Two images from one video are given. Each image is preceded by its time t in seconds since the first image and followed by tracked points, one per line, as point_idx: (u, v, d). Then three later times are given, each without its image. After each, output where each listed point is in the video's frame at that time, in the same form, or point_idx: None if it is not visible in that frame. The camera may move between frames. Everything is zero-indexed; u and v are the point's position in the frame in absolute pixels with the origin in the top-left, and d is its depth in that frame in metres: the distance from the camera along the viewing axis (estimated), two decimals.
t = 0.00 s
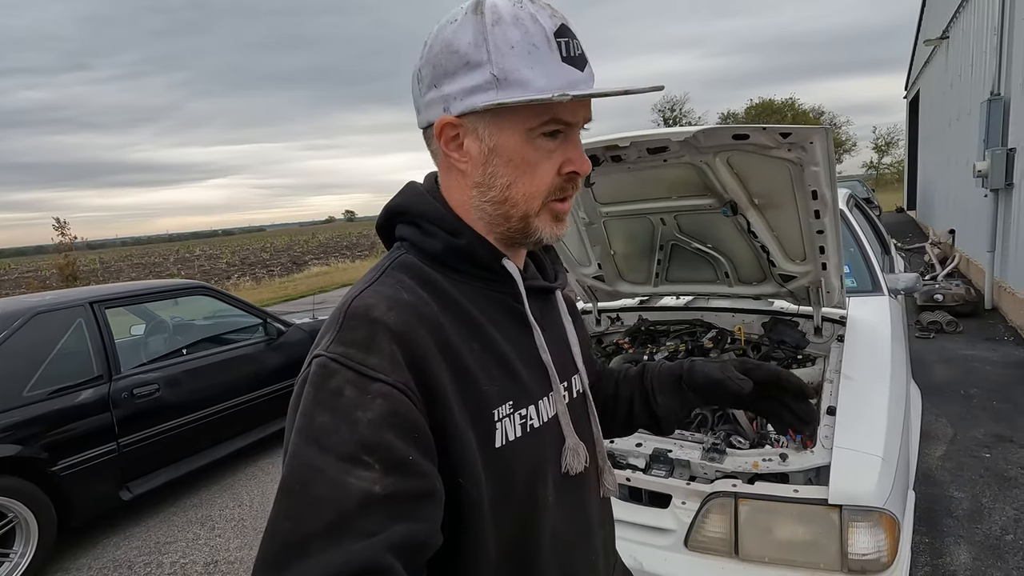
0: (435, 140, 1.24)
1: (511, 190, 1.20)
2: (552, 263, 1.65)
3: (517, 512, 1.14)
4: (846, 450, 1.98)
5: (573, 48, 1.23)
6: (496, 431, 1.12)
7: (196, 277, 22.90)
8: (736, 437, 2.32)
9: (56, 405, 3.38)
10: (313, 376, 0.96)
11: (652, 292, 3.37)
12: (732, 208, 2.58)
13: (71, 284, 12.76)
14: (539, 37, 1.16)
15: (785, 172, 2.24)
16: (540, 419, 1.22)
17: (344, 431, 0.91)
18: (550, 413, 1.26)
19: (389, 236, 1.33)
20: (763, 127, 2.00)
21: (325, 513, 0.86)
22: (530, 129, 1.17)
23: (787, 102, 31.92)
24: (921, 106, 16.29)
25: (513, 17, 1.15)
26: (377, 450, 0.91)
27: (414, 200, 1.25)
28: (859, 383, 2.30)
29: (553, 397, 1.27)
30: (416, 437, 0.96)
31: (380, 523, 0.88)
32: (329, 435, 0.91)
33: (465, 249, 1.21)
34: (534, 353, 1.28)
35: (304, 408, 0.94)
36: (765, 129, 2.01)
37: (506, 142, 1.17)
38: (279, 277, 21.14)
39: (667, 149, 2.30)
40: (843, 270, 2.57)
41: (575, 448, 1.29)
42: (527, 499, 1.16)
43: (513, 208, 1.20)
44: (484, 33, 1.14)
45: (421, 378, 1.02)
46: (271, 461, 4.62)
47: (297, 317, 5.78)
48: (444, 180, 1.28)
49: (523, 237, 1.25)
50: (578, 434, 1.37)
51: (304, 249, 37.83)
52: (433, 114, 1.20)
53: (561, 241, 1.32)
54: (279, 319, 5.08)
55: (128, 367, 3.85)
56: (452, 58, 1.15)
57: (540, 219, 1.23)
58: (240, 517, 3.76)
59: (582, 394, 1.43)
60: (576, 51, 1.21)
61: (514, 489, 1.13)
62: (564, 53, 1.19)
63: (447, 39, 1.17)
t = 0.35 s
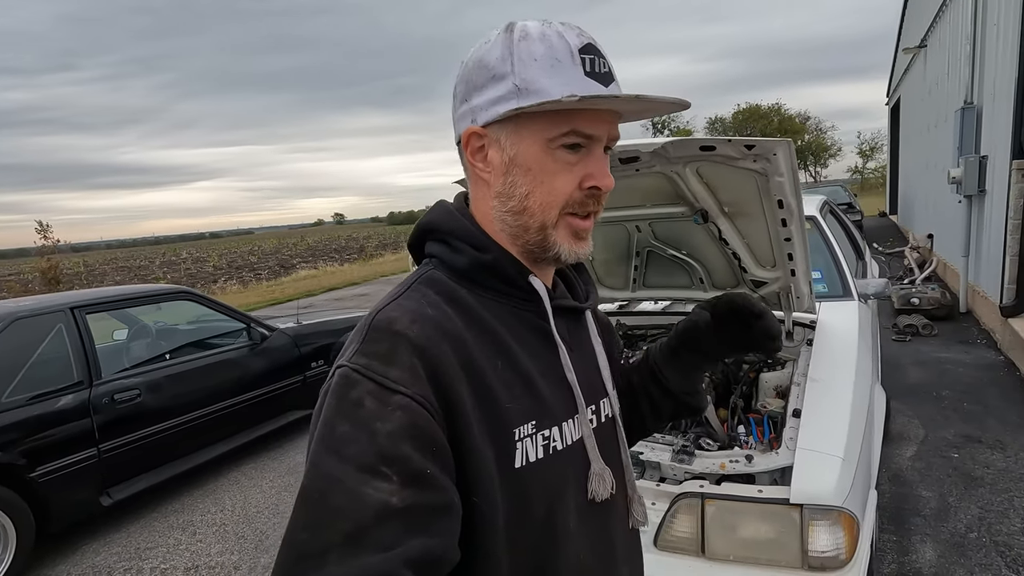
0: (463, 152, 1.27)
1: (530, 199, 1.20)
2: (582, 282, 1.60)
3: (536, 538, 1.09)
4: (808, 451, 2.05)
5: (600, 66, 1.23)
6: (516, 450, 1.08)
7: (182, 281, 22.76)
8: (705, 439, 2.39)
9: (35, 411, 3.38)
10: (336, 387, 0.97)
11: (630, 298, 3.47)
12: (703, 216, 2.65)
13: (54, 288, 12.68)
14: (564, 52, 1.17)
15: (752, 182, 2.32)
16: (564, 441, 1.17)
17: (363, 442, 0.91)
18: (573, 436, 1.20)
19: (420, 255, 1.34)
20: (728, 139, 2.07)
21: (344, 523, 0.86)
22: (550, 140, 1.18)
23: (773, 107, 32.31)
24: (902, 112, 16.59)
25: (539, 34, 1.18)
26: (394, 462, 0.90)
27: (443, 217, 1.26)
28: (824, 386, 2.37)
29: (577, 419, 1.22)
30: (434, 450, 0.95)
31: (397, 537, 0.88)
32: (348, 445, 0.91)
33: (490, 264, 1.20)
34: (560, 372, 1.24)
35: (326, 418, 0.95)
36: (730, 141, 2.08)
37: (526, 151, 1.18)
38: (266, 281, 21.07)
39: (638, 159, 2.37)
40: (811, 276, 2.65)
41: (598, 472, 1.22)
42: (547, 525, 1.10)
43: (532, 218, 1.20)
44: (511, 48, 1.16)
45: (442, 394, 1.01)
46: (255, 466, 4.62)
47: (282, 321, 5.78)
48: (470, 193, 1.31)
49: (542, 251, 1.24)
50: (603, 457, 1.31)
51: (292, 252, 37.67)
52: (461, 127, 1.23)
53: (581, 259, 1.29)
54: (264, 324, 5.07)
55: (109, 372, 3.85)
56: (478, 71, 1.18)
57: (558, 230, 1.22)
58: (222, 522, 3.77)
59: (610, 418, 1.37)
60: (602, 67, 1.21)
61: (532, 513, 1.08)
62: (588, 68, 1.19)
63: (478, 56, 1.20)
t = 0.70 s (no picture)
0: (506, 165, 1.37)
1: (546, 200, 1.22)
2: (638, 292, 1.58)
3: (581, 541, 1.06)
4: (768, 451, 2.13)
5: (600, 54, 1.16)
6: (559, 448, 1.06)
7: (169, 283, 22.62)
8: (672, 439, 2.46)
9: (14, 416, 3.40)
10: (387, 374, 0.99)
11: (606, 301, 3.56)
12: (672, 223, 2.73)
13: (37, 291, 12.61)
14: (555, 52, 1.14)
15: (717, 190, 2.39)
16: (610, 443, 1.14)
17: (409, 427, 0.93)
18: (621, 440, 1.17)
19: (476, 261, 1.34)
20: (691, 150, 2.16)
21: (392, 504, 0.89)
22: (549, 138, 1.20)
23: (760, 112, 32.68)
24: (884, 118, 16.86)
25: (536, 42, 1.17)
26: (439, 447, 0.92)
27: (497, 219, 1.25)
28: (787, 388, 2.45)
29: (625, 422, 1.19)
30: (478, 440, 0.96)
31: (441, 520, 0.90)
32: (397, 429, 0.93)
33: (540, 264, 1.19)
34: (609, 374, 1.21)
35: (377, 403, 0.98)
36: (693, 152, 2.17)
37: (535, 152, 1.22)
38: (254, 283, 20.99)
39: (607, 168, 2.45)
40: (778, 281, 2.75)
41: (647, 477, 1.18)
42: (589, 529, 1.07)
43: (549, 217, 1.22)
44: (509, 64, 1.18)
45: (489, 388, 1.01)
46: (238, 469, 4.64)
47: (266, 324, 5.79)
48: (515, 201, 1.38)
49: (566, 249, 1.23)
50: (652, 462, 1.27)
51: (281, 254, 37.51)
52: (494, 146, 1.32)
53: (610, 254, 1.25)
54: (247, 328, 5.07)
55: (90, 376, 3.87)
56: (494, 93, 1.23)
57: (575, 226, 1.21)
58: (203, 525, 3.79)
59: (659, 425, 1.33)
60: (598, 55, 1.15)
61: (576, 513, 1.06)
62: (580, 61, 1.14)
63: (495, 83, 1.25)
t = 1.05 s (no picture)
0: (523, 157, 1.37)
1: (565, 184, 1.22)
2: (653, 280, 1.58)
3: (596, 521, 1.07)
4: (735, 443, 2.21)
5: (615, 40, 1.17)
6: (575, 429, 1.06)
7: (158, 284, 22.49)
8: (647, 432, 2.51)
9: None
10: (409, 353, 1.01)
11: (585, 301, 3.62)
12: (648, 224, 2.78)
13: (24, 290, 12.52)
14: (571, 40, 1.15)
15: (689, 191, 2.47)
16: (626, 425, 1.15)
17: (429, 403, 0.95)
18: (636, 422, 1.17)
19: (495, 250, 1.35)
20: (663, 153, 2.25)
21: (411, 478, 0.91)
22: (566, 122, 1.21)
23: (750, 116, 32.94)
24: (871, 122, 17.04)
25: (550, 33, 1.19)
26: (458, 424, 0.93)
27: (513, 205, 1.26)
28: (758, 383, 2.54)
29: (640, 405, 1.19)
30: (497, 417, 0.96)
31: (460, 494, 0.91)
32: (418, 406, 0.95)
33: (556, 251, 1.18)
34: (625, 358, 1.21)
35: (399, 381, 1.00)
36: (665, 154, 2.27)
37: (553, 138, 1.22)
38: (244, 284, 20.92)
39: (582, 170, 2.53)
40: (751, 280, 2.84)
41: (661, 460, 1.19)
42: (604, 509, 1.08)
43: (567, 202, 1.21)
44: (525, 54, 1.19)
45: (508, 368, 1.01)
46: (225, 467, 4.67)
47: (254, 323, 5.80)
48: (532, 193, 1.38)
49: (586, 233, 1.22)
50: (665, 447, 1.27)
51: (272, 255, 37.36)
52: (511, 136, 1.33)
53: (627, 238, 1.25)
54: (235, 327, 5.10)
55: (77, 374, 3.90)
56: (511, 84, 1.24)
57: (595, 210, 1.21)
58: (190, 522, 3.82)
59: (673, 411, 1.33)
60: (613, 40, 1.15)
61: (593, 493, 1.06)
62: (595, 47, 1.14)
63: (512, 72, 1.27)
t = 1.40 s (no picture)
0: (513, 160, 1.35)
1: (555, 190, 1.21)
2: (636, 282, 1.54)
3: (588, 524, 1.09)
4: (707, 434, 2.33)
5: (605, 47, 1.17)
6: (567, 433, 1.08)
7: (151, 286, 22.45)
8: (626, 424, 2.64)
9: None
10: (402, 360, 1.01)
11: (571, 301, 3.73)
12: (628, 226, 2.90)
13: (17, 291, 12.52)
14: (562, 47, 1.15)
15: (666, 196, 2.60)
16: (615, 429, 1.17)
17: (423, 412, 0.95)
18: (625, 425, 1.19)
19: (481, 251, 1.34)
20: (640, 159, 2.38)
21: (405, 486, 0.91)
22: (558, 127, 1.19)
23: (742, 120, 33.24)
24: (860, 126, 17.28)
25: (540, 37, 1.18)
26: (453, 432, 0.94)
27: (503, 210, 1.25)
28: (732, 378, 2.65)
29: (628, 408, 1.20)
30: (492, 424, 0.97)
31: (455, 502, 0.92)
32: (412, 415, 0.95)
33: (546, 256, 1.18)
34: (613, 362, 1.22)
35: (392, 388, 1.00)
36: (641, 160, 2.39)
37: (544, 144, 1.21)
38: (238, 286, 20.93)
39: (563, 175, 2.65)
40: (729, 281, 2.96)
41: (649, 460, 1.22)
42: (596, 513, 1.10)
43: (557, 208, 1.20)
44: (516, 58, 1.18)
45: (501, 375, 1.02)
46: (218, 464, 4.75)
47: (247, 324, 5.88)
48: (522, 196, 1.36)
49: (576, 239, 1.22)
50: (654, 446, 1.30)
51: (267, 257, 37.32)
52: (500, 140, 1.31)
53: (617, 244, 1.23)
54: (229, 327, 5.18)
55: (74, 372, 3.98)
56: (501, 88, 1.23)
57: (585, 216, 1.20)
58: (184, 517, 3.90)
59: (659, 412, 1.35)
60: (605, 47, 1.15)
61: (585, 496, 1.08)
62: (586, 55, 1.14)
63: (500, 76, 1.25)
